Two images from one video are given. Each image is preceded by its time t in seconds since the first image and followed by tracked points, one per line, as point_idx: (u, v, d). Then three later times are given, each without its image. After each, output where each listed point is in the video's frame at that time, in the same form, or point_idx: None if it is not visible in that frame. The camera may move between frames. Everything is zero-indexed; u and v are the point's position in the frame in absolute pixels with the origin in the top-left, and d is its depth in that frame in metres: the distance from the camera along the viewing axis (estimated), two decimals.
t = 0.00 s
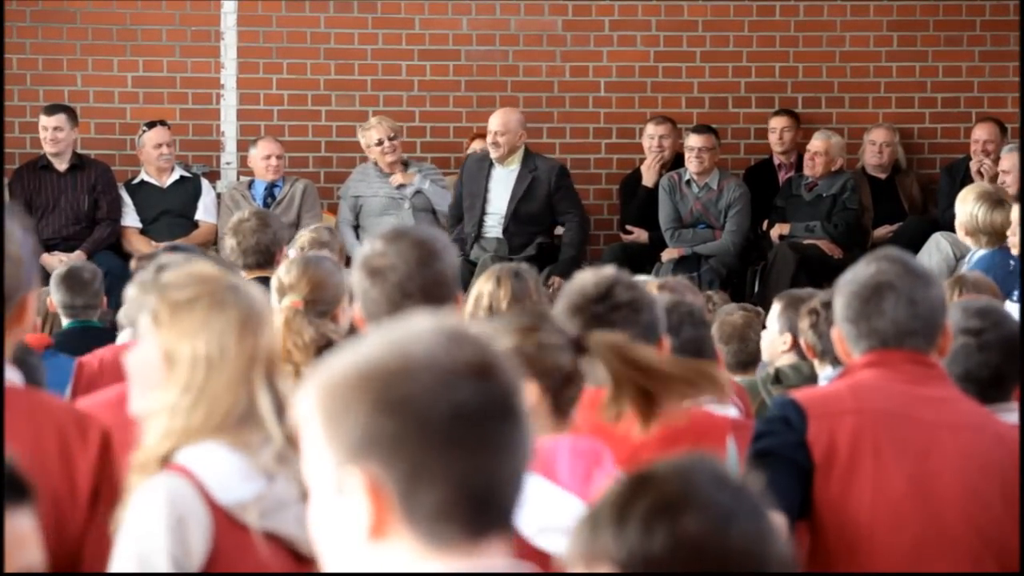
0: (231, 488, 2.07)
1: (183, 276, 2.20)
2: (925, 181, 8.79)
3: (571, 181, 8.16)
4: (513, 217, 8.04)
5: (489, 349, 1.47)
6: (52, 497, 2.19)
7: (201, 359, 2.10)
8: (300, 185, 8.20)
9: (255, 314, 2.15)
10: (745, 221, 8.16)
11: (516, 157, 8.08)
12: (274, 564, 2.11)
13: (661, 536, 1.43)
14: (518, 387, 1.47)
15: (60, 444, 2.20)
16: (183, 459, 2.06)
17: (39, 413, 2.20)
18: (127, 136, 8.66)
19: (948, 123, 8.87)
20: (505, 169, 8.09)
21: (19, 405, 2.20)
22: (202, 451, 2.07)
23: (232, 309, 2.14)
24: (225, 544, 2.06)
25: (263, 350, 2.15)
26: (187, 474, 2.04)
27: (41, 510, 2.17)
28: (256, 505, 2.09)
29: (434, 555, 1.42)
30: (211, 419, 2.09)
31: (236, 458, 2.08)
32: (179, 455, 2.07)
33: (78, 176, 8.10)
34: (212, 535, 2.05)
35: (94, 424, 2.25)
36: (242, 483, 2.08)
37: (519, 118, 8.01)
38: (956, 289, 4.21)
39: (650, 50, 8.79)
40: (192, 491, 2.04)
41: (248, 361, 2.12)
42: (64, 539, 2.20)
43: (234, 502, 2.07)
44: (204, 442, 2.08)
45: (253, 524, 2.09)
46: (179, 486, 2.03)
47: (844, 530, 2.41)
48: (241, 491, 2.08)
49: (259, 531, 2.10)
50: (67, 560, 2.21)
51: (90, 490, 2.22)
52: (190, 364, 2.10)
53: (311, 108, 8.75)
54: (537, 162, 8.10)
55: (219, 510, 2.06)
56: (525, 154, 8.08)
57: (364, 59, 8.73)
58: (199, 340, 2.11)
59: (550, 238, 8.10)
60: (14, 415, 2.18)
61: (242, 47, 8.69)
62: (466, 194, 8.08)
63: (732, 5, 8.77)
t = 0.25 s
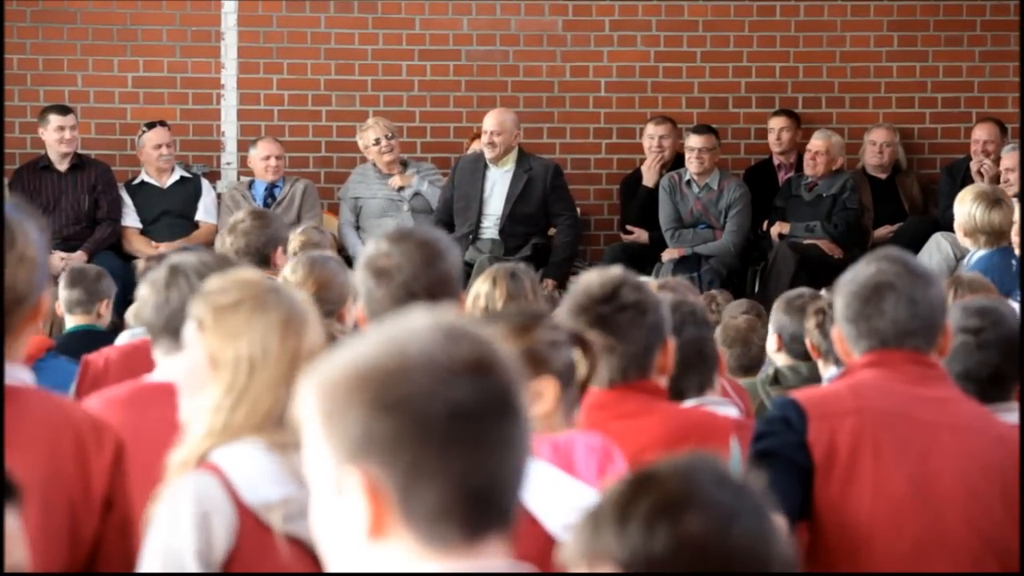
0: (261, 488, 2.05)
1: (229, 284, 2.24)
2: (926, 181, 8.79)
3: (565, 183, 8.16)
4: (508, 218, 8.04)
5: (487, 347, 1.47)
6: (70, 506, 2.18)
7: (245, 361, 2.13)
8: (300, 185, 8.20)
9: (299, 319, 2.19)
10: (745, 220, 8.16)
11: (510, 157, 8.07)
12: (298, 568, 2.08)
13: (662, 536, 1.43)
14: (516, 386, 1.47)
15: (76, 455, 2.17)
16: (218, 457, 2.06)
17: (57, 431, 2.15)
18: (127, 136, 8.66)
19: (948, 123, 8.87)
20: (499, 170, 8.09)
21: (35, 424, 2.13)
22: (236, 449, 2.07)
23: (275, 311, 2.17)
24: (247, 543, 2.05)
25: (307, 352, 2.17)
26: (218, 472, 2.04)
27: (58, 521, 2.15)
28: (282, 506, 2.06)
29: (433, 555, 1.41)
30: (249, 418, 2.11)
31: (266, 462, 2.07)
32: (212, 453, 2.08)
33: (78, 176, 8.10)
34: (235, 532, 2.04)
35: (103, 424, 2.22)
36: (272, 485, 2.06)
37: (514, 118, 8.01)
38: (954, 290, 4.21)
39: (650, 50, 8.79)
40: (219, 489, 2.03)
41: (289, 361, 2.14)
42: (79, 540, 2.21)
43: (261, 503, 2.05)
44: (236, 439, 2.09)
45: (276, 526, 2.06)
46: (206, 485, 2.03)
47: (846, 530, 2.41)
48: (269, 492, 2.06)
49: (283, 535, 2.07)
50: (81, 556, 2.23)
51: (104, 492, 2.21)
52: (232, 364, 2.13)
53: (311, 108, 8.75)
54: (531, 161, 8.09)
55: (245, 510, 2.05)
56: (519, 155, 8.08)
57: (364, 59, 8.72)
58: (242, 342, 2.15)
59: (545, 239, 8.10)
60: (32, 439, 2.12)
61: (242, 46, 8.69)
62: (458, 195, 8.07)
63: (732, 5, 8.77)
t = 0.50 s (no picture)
0: (271, 488, 2.06)
1: (251, 282, 2.24)
2: (925, 181, 8.79)
3: (557, 187, 8.13)
4: (499, 219, 8.03)
5: (487, 344, 1.46)
6: (72, 509, 2.18)
7: (270, 357, 2.13)
8: (300, 186, 8.20)
9: (324, 312, 2.19)
10: (745, 221, 8.15)
11: (504, 157, 8.07)
12: (304, 568, 2.10)
13: (664, 536, 1.43)
14: (518, 384, 1.46)
15: (78, 458, 2.17)
16: (236, 454, 2.07)
17: (58, 433, 2.15)
18: (127, 137, 8.66)
19: (948, 123, 8.87)
20: (493, 168, 8.08)
21: (37, 427, 2.13)
22: (253, 447, 2.08)
23: (299, 305, 2.17)
24: (250, 542, 2.06)
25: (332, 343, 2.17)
26: (232, 471, 2.06)
27: (61, 524, 2.15)
28: (289, 507, 2.07)
29: (434, 555, 1.43)
30: (275, 410, 2.12)
31: (284, 458, 2.08)
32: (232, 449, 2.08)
33: (78, 176, 8.10)
34: (239, 528, 2.05)
35: (104, 427, 2.23)
36: (285, 486, 2.07)
37: (510, 118, 8.04)
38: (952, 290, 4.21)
39: (650, 50, 8.79)
40: (229, 488, 2.05)
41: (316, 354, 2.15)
42: (81, 542, 2.21)
43: (269, 502, 2.07)
44: (263, 435, 2.10)
45: (283, 526, 2.08)
46: (218, 481, 2.05)
47: (847, 530, 2.41)
48: (280, 492, 2.07)
49: (289, 536, 2.08)
50: (83, 558, 2.23)
51: (106, 493, 2.22)
52: (259, 359, 2.13)
53: (311, 109, 8.75)
54: (526, 163, 8.08)
55: (251, 509, 2.07)
56: (514, 155, 8.07)
57: (364, 60, 8.72)
58: (266, 335, 2.15)
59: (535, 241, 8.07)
60: (34, 440, 2.12)
61: (241, 48, 8.69)
62: (451, 198, 8.06)
63: (731, 5, 8.77)
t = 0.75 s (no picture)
0: (259, 490, 2.05)
1: (260, 280, 2.24)
2: (925, 181, 8.79)
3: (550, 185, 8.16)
4: (494, 219, 8.02)
5: (484, 344, 1.46)
6: (69, 507, 2.17)
7: (273, 359, 2.13)
8: (300, 187, 8.19)
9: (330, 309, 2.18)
10: (745, 221, 8.16)
11: (495, 157, 8.08)
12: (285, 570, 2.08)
13: (666, 536, 1.43)
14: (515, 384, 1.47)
15: (76, 457, 2.17)
16: (232, 456, 2.06)
17: (57, 433, 2.15)
18: (127, 138, 8.66)
19: (948, 124, 8.87)
20: (484, 169, 8.07)
21: (35, 426, 2.13)
22: (252, 446, 2.08)
23: (304, 302, 2.17)
24: (234, 544, 2.05)
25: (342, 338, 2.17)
26: (225, 473, 2.05)
27: (57, 522, 2.15)
28: (273, 509, 2.06)
29: (432, 555, 1.42)
30: (281, 407, 2.11)
31: (280, 460, 2.08)
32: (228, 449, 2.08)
33: (78, 177, 8.10)
34: (222, 530, 2.04)
35: (102, 427, 2.23)
36: (275, 488, 2.05)
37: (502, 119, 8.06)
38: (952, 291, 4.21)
39: (650, 50, 8.79)
40: (219, 490, 2.05)
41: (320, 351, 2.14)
42: (78, 542, 2.21)
43: (255, 505, 2.05)
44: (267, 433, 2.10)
45: (266, 527, 2.06)
46: (206, 481, 2.04)
47: (847, 530, 2.41)
48: (267, 495, 2.05)
49: (272, 538, 2.07)
50: (80, 558, 2.24)
51: (102, 493, 2.22)
52: (263, 360, 2.13)
53: (311, 110, 8.75)
54: (519, 162, 8.09)
55: (236, 509, 2.06)
56: (505, 155, 8.08)
57: (364, 61, 8.72)
58: (270, 334, 2.14)
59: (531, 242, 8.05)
60: (32, 439, 2.12)
61: (241, 49, 8.69)
62: (443, 199, 8.03)
63: (731, 5, 8.77)
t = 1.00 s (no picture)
0: (240, 496, 2.04)
1: (249, 287, 2.24)
2: (925, 181, 8.79)
3: (540, 183, 8.21)
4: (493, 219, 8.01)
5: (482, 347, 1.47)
6: (69, 508, 2.17)
7: (255, 367, 2.12)
8: (300, 187, 8.19)
9: (312, 317, 2.19)
10: (745, 221, 8.16)
11: (485, 160, 8.05)
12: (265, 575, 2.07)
13: (667, 534, 1.43)
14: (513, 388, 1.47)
15: (75, 458, 2.16)
16: (214, 464, 2.05)
17: (55, 432, 2.15)
18: (127, 139, 8.66)
19: (947, 124, 8.88)
20: (474, 171, 8.05)
21: (34, 424, 2.14)
22: (234, 455, 2.05)
23: (287, 311, 2.17)
24: (214, 550, 2.05)
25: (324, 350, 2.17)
26: (206, 481, 2.05)
27: (56, 521, 2.15)
28: (252, 514, 2.05)
29: (424, 554, 1.42)
30: (261, 420, 2.09)
31: (263, 466, 2.05)
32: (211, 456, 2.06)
33: (78, 177, 8.10)
34: (201, 538, 2.04)
35: (105, 430, 2.22)
36: (258, 494, 2.05)
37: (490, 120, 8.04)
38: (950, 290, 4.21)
39: (649, 51, 8.79)
40: (200, 497, 2.05)
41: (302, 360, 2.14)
42: (77, 543, 2.20)
43: (235, 511, 2.04)
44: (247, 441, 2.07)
45: (245, 532, 2.05)
46: (189, 489, 2.05)
47: (847, 531, 2.41)
48: (248, 500, 2.05)
49: (252, 542, 2.06)
50: (78, 558, 2.22)
51: (103, 497, 2.20)
52: (245, 370, 2.12)
53: (311, 110, 8.75)
54: (511, 163, 8.08)
55: (217, 513, 2.05)
56: (496, 157, 8.06)
57: (363, 61, 8.72)
58: (252, 344, 2.14)
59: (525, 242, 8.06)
60: (29, 438, 2.12)
61: (241, 49, 8.69)
62: (432, 199, 7.98)
63: (731, 5, 8.76)
